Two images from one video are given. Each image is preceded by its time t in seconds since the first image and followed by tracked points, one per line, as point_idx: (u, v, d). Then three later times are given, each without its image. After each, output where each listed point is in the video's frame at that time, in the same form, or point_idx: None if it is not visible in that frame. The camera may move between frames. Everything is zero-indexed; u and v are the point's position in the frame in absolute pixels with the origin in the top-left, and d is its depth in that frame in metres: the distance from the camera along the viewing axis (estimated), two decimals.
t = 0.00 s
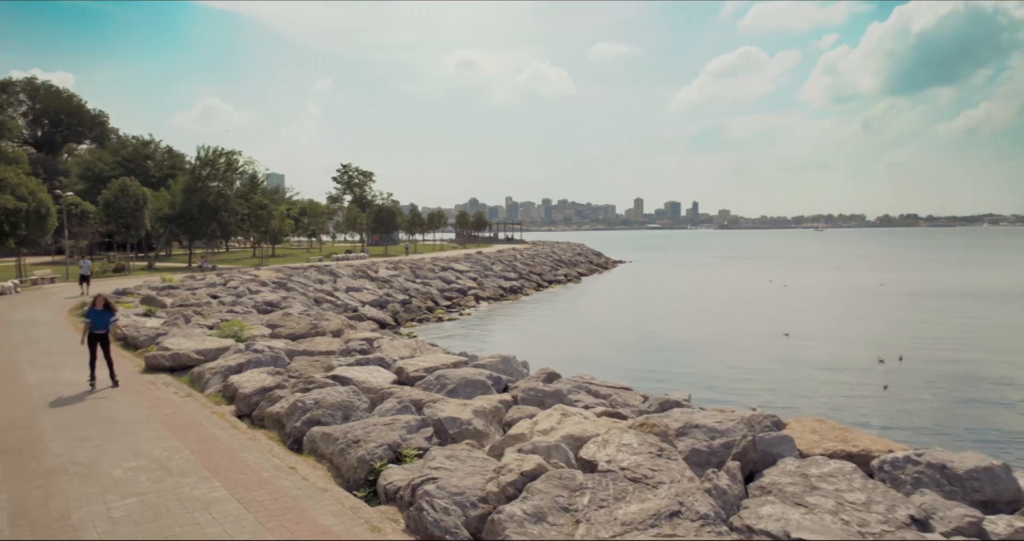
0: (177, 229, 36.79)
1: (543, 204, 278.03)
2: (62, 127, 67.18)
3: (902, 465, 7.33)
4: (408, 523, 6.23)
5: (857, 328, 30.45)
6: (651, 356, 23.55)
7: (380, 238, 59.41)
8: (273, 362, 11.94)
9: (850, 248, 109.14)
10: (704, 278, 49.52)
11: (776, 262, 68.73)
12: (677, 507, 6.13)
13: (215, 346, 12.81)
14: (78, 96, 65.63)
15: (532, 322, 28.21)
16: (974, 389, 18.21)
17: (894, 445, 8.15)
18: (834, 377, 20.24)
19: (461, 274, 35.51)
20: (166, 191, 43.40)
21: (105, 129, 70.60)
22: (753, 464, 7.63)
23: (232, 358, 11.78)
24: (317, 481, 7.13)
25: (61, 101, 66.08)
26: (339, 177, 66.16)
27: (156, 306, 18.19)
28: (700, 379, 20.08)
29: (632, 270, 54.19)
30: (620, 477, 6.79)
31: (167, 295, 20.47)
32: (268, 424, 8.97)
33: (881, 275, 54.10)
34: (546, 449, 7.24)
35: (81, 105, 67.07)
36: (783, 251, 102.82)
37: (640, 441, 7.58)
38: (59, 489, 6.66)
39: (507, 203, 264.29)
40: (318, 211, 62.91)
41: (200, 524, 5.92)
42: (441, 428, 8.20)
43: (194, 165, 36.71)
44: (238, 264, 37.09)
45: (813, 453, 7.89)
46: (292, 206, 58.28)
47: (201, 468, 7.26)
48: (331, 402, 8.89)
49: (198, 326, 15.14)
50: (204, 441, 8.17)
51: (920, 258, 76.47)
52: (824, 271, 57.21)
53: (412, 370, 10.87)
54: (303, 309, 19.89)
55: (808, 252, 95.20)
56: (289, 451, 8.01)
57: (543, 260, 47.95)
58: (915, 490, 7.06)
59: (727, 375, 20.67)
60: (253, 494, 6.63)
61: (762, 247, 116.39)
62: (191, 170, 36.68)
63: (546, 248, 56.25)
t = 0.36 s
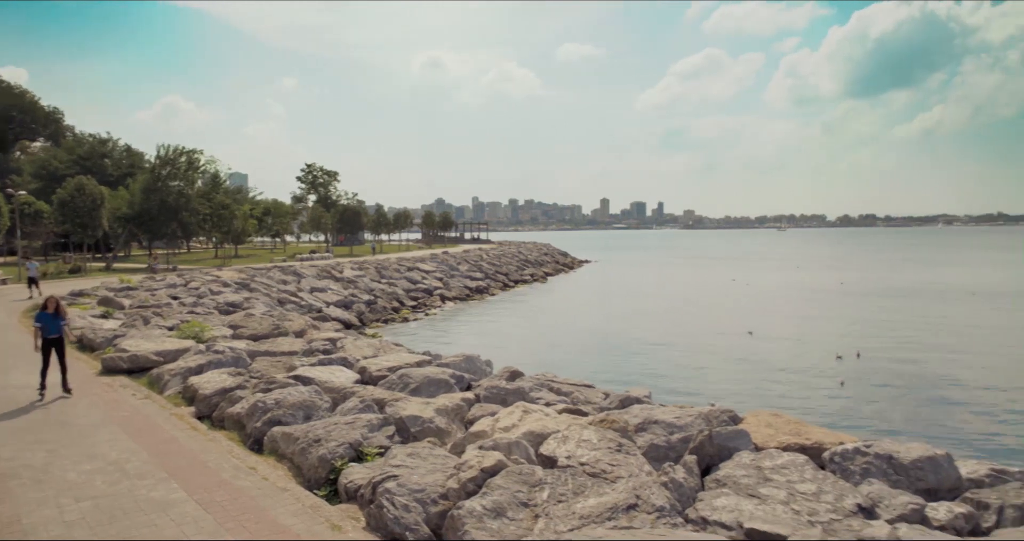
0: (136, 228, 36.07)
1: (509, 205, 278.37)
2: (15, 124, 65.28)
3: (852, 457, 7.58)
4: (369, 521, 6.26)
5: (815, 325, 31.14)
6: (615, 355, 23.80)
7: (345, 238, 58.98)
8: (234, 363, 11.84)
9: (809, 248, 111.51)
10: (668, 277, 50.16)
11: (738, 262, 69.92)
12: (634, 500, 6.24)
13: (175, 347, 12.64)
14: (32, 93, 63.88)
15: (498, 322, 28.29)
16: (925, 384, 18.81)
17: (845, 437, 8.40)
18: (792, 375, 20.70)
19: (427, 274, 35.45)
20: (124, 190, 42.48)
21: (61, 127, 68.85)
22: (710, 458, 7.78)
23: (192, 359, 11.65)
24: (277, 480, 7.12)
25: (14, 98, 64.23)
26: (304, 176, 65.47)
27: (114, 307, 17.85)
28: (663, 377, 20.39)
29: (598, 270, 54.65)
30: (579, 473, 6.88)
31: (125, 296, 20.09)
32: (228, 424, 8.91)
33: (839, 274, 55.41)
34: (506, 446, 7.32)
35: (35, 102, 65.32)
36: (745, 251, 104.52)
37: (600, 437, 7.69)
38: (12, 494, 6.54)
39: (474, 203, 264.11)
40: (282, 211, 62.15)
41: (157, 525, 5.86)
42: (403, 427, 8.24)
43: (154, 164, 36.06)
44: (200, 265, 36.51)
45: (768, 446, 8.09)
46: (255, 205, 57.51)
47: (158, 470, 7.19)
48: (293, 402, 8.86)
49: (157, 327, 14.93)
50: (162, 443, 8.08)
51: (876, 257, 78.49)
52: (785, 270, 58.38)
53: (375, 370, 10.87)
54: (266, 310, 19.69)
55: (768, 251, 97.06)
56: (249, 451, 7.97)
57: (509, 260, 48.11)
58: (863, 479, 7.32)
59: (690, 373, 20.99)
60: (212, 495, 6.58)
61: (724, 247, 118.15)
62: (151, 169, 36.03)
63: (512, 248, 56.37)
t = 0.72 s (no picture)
0: (89, 228, 35.19)
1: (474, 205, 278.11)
2: None
3: (801, 448, 7.82)
4: (326, 519, 6.27)
5: (774, 323, 31.76)
6: (578, 353, 24.01)
7: (307, 238, 58.27)
8: (191, 364, 11.68)
9: (768, 247, 113.66)
10: (630, 276, 50.65)
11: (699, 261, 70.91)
12: (589, 494, 6.34)
13: (129, 348, 12.41)
14: None
15: (461, 321, 28.30)
16: (877, 380, 19.36)
17: (796, 430, 8.65)
18: (750, 373, 21.14)
19: (389, 274, 35.31)
20: (77, 189, 41.35)
21: (10, 123, 66.73)
22: (665, 452, 7.92)
23: (147, 360, 11.47)
24: (234, 480, 7.07)
25: None
26: (264, 175, 64.54)
27: (66, 309, 17.42)
28: (624, 375, 20.63)
29: (561, 269, 54.99)
30: (537, 468, 6.96)
31: (78, 297, 19.61)
32: (185, 425, 8.80)
33: (797, 272, 56.58)
34: (465, 443, 7.39)
35: None
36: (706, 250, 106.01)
37: (558, 433, 7.79)
38: None
39: (438, 202, 263.09)
40: (242, 210, 61.17)
41: (108, 528, 5.79)
42: (362, 426, 8.27)
43: (108, 162, 35.24)
44: (157, 265, 35.78)
45: (722, 439, 8.27)
46: (213, 205, 56.55)
47: (110, 472, 7.09)
48: (250, 402, 8.80)
49: (111, 328, 14.63)
50: (114, 446, 7.95)
51: (832, 256, 80.40)
52: (744, 269, 59.38)
53: (335, 369, 10.85)
54: (225, 310, 19.42)
55: (729, 250, 98.67)
56: (205, 452, 7.90)
57: (473, 259, 48.13)
58: (811, 470, 7.55)
59: (651, 371, 21.29)
60: (166, 496, 6.52)
61: (685, 246, 119.62)
62: (105, 167, 35.20)
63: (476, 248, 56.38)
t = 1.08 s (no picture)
0: (45, 228, 34.33)
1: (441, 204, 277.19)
2: None
3: (757, 441, 7.99)
4: (285, 517, 6.27)
5: (736, 322, 32.27)
6: (543, 352, 24.13)
7: (271, 238, 57.57)
8: (149, 365, 11.51)
9: (731, 247, 115.24)
10: (596, 275, 51.02)
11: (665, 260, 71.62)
12: (548, 489, 6.41)
13: (84, 350, 12.18)
14: None
15: (428, 321, 28.25)
16: (835, 377, 19.80)
17: (752, 424, 8.84)
18: (713, 371, 21.47)
19: (355, 274, 35.08)
20: (30, 187, 40.27)
21: None
22: (625, 447, 8.04)
23: (104, 361, 11.27)
24: (193, 481, 7.02)
25: None
26: (227, 174, 63.57)
27: (20, 310, 16.99)
28: (590, 374, 20.80)
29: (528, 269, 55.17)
30: (497, 464, 7.03)
31: (32, 298, 19.13)
32: (142, 427, 8.70)
33: (759, 271, 57.58)
34: (426, 440, 7.44)
35: None
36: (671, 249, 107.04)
37: (519, 430, 7.87)
38: None
39: (405, 201, 263.15)
40: (204, 210, 60.16)
41: (61, 532, 5.71)
42: (324, 425, 8.26)
43: (64, 160, 34.43)
44: (115, 265, 35.04)
45: (680, 434, 8.42)
46: (174, 204, 55.53)
47: (64, 475, 6.97)
48: (210, 402, 8.72)
49: (67, 330, 14.33)
50: (68, 448, 7.82)
51: (794, 255, 81.94)
52: (708, 268, 60.19)
53: (297, 369, 10.80)
54: (186, 311, 19.13)
55: (693, 250, 99.86)
56: (163, 453, 7.82)
57: (440, 259, 48.06)
58: (766, 462, 7.72)
59: (615, 370, 21.51)
60: (121, 498, 6.44)
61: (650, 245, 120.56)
62: (61, 165, 34.37)
63: (443, 247, 56.29)
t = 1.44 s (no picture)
0: None
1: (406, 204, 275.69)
2: None
3: (712, 436, 8.13)
4: (242, 517, 6.25)
5: (698, 320, 32.73)
6: (508, 352, 24.20)
7: (233, 238, 56.75)
8: (104, 367, 11.30)
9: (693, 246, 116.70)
10: (562, 275, 51.33)
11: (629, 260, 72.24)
12: (506, 484, 6.47)
13: (36, 353, 11.89)
14: None
15: (392, 322, 28.11)
16: (793, 376, 20.22)
17: (708, 419, 9.00)
18: (674, 370, 21.77)
19: (318, 274, 34.77)
20: None
21: None
22: (583, 442, 8.14)
23: (56, 364, 11.03)
24: (147, 484, 6.94)
25: None
26: (186, 173, 62.42)
27: None
28: (553, 374, 20.93)
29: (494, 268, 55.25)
30: (456, 461, 7.08)
31: None
32: (96, 430, 8.56)
33: (722, 270, 58.46)
34: (385, 439, 7.47)
35: None
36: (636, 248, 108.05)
37: (478, 427, 7.93)
38: None
39: (371, 201, 261.22)
40: (163, 209, 58.99)
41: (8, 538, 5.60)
42: (283, 425, 8.23)
43: (15, 158, 33.51)
44: (69, 266, 34.19)
45: (637, 429, 8.53)
46: (132, 204, 54.36)
47: (13, 480, 6.84)
48: (166, 404, 8.62)
49: (17, 332, 13.98)
50: (17, 453, 7.66)
51: (754, 254, 83.30)
52: (672, 267, 61.00)
53: (257, 370, 10.72)
54: (143, 312, 18.79)
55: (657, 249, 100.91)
56: (117, 456, 7.71)
57: (404, 259, 47.88)
58: (721, 456, 7.85)
59: (579, 369, 21.68)
60: (73, 503, 6.34)
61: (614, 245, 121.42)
62: (12, 164, 33.43)
63: (408, 247, 56.06)
